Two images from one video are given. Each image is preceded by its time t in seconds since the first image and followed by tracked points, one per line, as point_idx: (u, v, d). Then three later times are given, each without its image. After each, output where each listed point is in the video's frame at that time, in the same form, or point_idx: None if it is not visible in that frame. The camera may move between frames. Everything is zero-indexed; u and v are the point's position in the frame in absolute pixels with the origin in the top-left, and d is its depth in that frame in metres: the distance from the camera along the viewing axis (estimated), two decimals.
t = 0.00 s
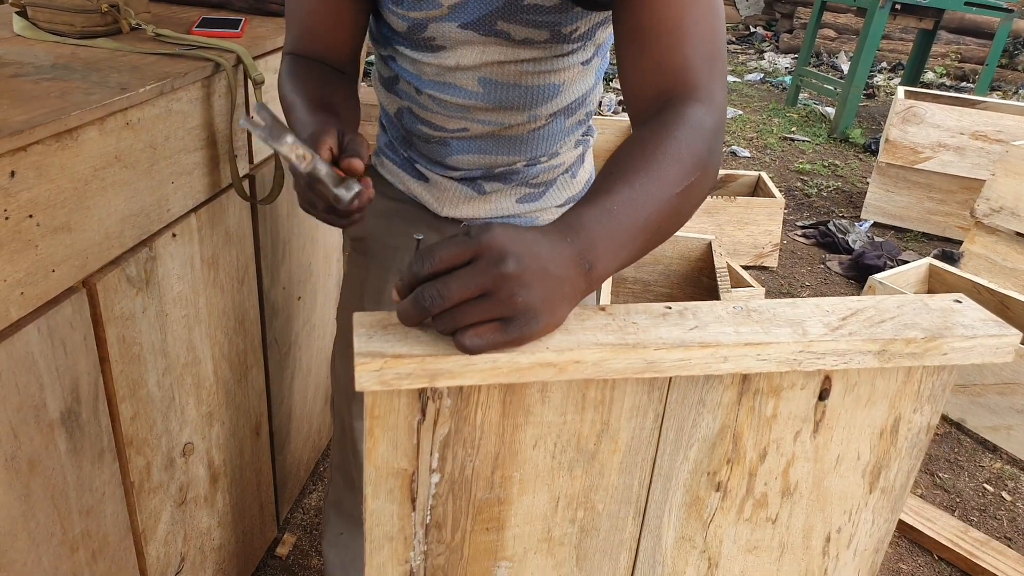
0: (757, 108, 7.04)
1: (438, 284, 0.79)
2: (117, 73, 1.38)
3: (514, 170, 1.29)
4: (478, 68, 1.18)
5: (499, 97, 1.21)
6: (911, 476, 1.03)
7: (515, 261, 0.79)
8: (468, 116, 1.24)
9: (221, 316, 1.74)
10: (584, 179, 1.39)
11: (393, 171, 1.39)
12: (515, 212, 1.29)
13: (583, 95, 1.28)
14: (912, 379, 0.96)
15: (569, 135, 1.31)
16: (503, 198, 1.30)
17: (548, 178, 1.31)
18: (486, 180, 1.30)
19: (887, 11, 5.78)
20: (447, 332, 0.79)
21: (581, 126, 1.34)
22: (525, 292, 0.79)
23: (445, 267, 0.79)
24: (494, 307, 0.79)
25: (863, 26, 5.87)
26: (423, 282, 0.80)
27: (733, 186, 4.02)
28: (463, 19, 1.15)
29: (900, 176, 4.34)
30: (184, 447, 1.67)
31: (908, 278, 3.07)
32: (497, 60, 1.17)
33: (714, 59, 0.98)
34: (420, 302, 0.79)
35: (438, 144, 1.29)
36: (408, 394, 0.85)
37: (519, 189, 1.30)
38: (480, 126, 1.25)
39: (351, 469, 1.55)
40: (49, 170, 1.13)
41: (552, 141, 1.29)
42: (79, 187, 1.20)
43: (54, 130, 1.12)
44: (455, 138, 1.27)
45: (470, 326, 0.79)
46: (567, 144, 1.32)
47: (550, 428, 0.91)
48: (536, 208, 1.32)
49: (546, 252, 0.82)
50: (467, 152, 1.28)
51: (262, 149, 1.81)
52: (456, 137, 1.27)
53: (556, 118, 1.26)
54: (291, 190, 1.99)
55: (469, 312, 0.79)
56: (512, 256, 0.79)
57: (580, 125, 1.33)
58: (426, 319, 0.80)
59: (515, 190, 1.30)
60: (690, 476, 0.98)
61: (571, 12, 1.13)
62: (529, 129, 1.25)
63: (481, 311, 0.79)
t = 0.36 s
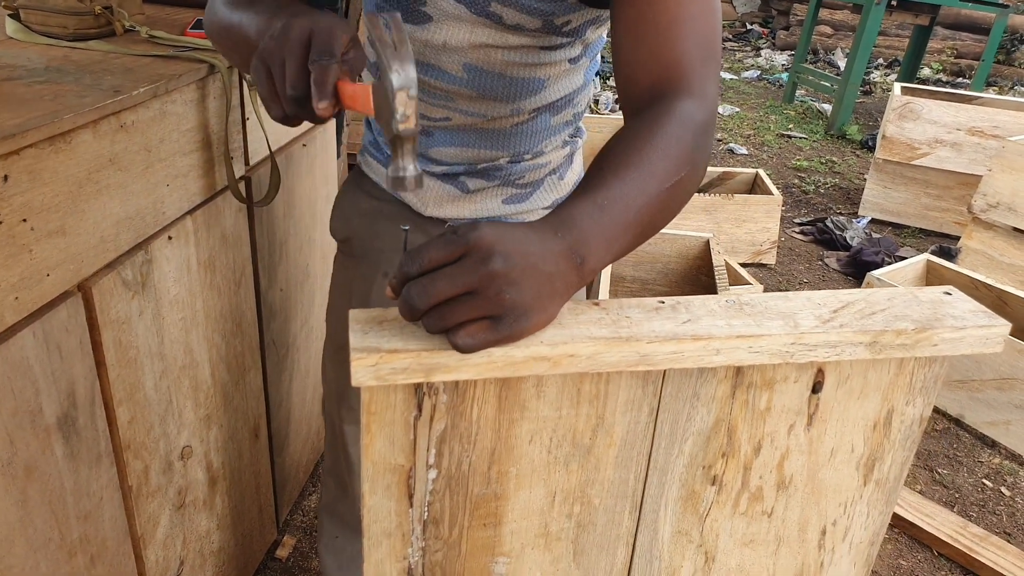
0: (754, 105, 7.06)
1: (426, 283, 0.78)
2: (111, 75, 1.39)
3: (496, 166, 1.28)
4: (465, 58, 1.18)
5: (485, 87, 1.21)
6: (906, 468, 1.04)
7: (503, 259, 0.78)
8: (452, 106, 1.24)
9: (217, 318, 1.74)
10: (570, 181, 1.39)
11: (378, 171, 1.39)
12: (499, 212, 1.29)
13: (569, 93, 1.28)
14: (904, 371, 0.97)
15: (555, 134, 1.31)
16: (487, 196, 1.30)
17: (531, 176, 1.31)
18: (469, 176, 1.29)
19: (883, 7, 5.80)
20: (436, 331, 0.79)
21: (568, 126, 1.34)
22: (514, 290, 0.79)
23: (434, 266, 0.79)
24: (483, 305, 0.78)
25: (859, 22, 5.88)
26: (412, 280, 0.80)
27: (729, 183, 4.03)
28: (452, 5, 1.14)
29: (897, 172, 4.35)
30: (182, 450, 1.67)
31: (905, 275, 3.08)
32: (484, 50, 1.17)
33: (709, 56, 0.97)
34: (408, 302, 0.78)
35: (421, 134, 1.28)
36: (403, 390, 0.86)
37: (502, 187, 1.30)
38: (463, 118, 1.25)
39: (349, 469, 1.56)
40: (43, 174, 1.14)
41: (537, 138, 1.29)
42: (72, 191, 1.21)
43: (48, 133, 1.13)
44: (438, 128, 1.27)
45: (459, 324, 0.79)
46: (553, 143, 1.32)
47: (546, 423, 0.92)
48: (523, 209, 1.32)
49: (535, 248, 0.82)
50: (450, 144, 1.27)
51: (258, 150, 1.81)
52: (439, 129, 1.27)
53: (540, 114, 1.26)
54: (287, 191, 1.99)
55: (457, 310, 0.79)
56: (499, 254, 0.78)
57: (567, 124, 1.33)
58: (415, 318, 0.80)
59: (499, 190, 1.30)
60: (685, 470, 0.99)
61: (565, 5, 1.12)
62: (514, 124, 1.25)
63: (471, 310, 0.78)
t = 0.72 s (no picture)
0: (759, 100, 7.03)
1: (434, 294, 0.77)
2: (117, 80, 1.38)
3: (491, 166, 1.27)
4: (462, 53, 1.16)
5: (481, 84, 1.19)
6: (919, 473, 1.02)
7: (511, 271, 0.77)
8: (447, 103, 1.22)
9: (224, 321, 1.74)
10: (567, 182, 1.38)
11: (371, 172, 1.39)
12: (494, 215, 1.29)
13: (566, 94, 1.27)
14: (919, 376, 0.95)
15: (551, 135, 1.30)
16: (482, 198, 1.30)
17: (526, 178, 1.30)
18: (463, 178, 1.29)
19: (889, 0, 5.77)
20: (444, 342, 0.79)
21: (564, 127, 1.33)
22: (521, 301, 0.78)
23: (441, 279, 0.78)
24: (491, 316, 0.78)
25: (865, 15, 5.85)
26: (419, 292, 0.79)
27: (735, 179, 4.01)
28: (447, 3, 1.13)
29: (904, 166, 4.32)
30: (191, 453, 1.67)
31: (914, 270, 3.06)
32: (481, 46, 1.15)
33: (714, 56, 0.96)
34: (416, 313, 0.78)
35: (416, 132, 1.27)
36: (412, 399, 0.85)
37: (497, 189, 1.30)
38: (458, 117, 1.23)
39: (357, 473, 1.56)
40: (52, 180, 1.14)
41: (532, 139, 1.28)
42: (81, 197, 1.20)
43: (56, 140, 1.12)
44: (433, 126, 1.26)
45: (467, 334, 0.78)
46: (548, 144, 1.31)
47: (555, 431, 0.91)
48: (520, 211, 1.32)
49: (543, 256, 0.81)
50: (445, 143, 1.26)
51: (263, 153, 1.81)
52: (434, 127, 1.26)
53: (536, 114, 1.25)
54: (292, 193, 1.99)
55: (466, 321, 0.78)
56: (507, 266, 0.77)
57: (563, 126, 1.32)
58: (424, 330, 0.79)
59: (495, 192, 1.30)
60: (696, 477, 0.98)
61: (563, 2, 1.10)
62: (511, 123, 1.24)
63: (479, 321, 0.78)
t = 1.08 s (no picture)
0: (762, 102, 7.03)
1: (433, 314, 0.78)
2: (124, 87, 1.39)
3: (490, 174, 1.28)
4: (461, 61, 1.16)
5: (480, 93, 1.19)
6: (923, 484, 1.03)
7: (508, 285, 0.78)
8: (446, 111, 1.22)
9: (229, 326, 1.75)
10: (567, 188, 1.39)
11: (369, 180, 1.39)
12: (493, 223, 1.30)
13: (565, 102, 1.27)
14: (922, 389, 0.96)
15: (550, 143, 1.30)
16: (481, 206, 1.31)
17: (526, 185, 1.31)
18: (461, 187, 1.29)
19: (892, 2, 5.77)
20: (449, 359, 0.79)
21: (563, 134, 1.33)
22: (524, 316, 0.79)
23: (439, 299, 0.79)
24: (494, 332, 0.78)
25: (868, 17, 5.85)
26: (418, 314, 0.80)
27: (738, 182, 4.01)
28: (447, 9, 1.12)
29: (907, 169, 4.32)
30: (195, 457, 1.68)
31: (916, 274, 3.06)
32: (481, 55, 1.15)
33: (715, 66, 0.97)
34: (417, 334, 0.78)
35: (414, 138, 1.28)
36: (418, 412, 0.86)
37: (497, 197, 1.31)
38: (456, 125, 1.24)
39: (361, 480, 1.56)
40: (59, 187, 1.14)
41: (531, 146, 1.28)
42: (87, 203, 1.21)
43: (63, 147, 1.13)
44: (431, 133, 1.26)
45: (470, 351, 0.79)
46: (547, 152, 1.31)
47: (560, 443, 0.91)
48: (519, 218, 1.33)
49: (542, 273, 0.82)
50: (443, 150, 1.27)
51: (268, 158, 1.81)
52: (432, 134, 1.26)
53: (535, 123, 1.25)
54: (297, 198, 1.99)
55: (467, 339, 0.78)
56: (505, 281, 0.79)
57: (562, 133, 1.33)
58: (425, 351, 0.80)
59: (494, 200, 1.31)
60: (700, 488, 0.99)
61: (564, 8, 1.09)
62: (510, 132, 1.25)
63: (481, 337, 0.78)
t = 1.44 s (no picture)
0: (767, 102, 7.02)
1: (441, 307, 0.79)
2: (130, 88, 1.40)
3: (489, 175, 1.29)
4: (458, 62, 1.16)
5: (477, 93, 1.19)
6: (925, 482, 1.03)
7: (516, 281, 0.79)
8: (444, 112, 1.23)
9: (233, 325, 1.76)
10: (567, 189, 1.40)
11: (367, 180, 1.39)
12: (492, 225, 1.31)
13: (564, 102, 1.27)
14: (925, 387, 0.96)
15: (549, 143, 1.31)
16: (479, 207, 1.32)
17: (525, 186, 1.31)
18: (460, 188, 1.31)
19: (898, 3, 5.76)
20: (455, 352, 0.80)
21: (563, 135, 1.33)
22: (529, 312, 0.80)
23: (447, 293, 0.80)
24: (500, 327, 0.79)
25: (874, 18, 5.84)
26: (426, 307, 0.81)
27: (742, 183, 4.01)
28: (444, 8, 1.12)
29: (912, 170, 4.32)
30: (199, 456, 1.69)
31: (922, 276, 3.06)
32: (478, 56, 1.15)
33: (721, 65, 0.97)
34: (426, 327, 0.79)
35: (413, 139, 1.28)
36: (422, 408, 0.86)
37: (496, 199, 1.32)
38: (454, 125, 1.24)
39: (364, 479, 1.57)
40: (65, 188, 1.15)
41: (529, 147, 1.29)
42: (93, 203, 1.22)
43: (70, 147, 1.14)
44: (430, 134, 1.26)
45: (476, 345, 0.79)
46: (547, 152, 1.32)
47: (563, 439, 0.92)
48: (518, 220, 1.34)
49: (549, 269, 0.82)
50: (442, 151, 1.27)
51: (273, 158, 1.82)
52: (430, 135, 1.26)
53: (533, 123, 1.25)
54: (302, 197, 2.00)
55: (473, 333, 0.79)
56: (513, 275, 0.79)
57: (561, 133, 1.33)
58: (433, 344, 0.81)
59: (492, 202, 1.32)
60: (703, 485, 0.99)
61: (563, 6, 1.09)
62: (509, 133, 1.25)
63: (487, 331, 0.79)
